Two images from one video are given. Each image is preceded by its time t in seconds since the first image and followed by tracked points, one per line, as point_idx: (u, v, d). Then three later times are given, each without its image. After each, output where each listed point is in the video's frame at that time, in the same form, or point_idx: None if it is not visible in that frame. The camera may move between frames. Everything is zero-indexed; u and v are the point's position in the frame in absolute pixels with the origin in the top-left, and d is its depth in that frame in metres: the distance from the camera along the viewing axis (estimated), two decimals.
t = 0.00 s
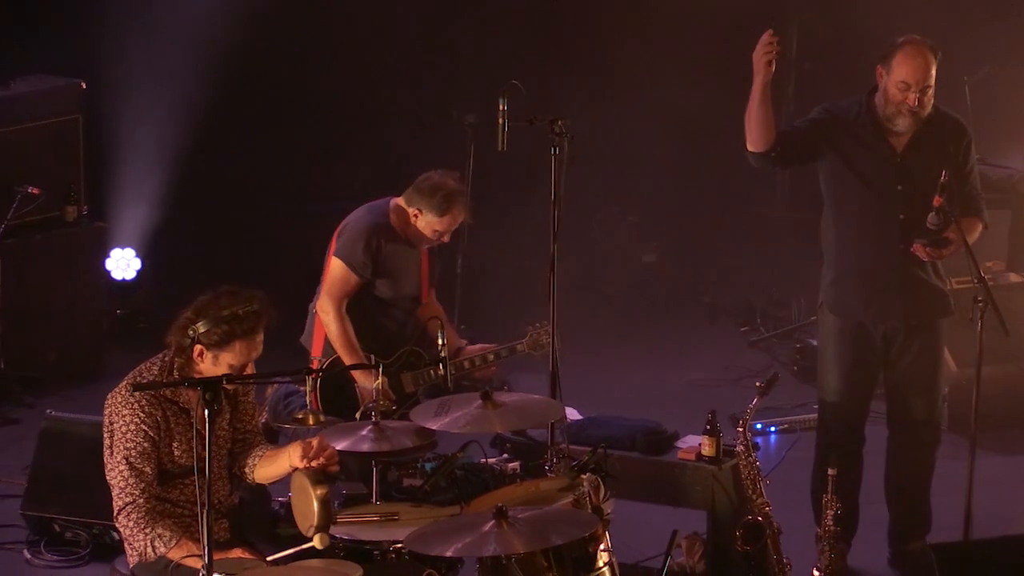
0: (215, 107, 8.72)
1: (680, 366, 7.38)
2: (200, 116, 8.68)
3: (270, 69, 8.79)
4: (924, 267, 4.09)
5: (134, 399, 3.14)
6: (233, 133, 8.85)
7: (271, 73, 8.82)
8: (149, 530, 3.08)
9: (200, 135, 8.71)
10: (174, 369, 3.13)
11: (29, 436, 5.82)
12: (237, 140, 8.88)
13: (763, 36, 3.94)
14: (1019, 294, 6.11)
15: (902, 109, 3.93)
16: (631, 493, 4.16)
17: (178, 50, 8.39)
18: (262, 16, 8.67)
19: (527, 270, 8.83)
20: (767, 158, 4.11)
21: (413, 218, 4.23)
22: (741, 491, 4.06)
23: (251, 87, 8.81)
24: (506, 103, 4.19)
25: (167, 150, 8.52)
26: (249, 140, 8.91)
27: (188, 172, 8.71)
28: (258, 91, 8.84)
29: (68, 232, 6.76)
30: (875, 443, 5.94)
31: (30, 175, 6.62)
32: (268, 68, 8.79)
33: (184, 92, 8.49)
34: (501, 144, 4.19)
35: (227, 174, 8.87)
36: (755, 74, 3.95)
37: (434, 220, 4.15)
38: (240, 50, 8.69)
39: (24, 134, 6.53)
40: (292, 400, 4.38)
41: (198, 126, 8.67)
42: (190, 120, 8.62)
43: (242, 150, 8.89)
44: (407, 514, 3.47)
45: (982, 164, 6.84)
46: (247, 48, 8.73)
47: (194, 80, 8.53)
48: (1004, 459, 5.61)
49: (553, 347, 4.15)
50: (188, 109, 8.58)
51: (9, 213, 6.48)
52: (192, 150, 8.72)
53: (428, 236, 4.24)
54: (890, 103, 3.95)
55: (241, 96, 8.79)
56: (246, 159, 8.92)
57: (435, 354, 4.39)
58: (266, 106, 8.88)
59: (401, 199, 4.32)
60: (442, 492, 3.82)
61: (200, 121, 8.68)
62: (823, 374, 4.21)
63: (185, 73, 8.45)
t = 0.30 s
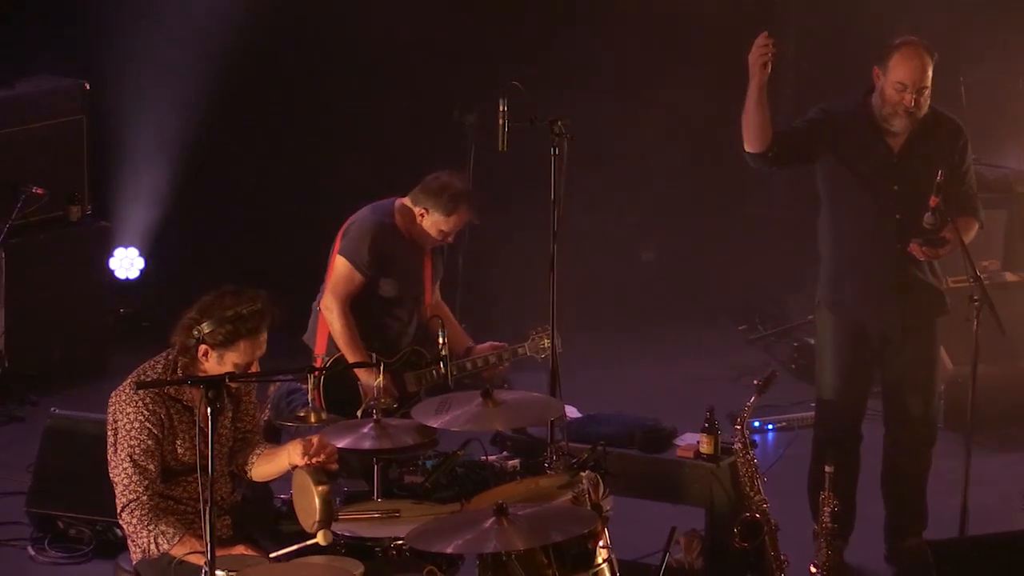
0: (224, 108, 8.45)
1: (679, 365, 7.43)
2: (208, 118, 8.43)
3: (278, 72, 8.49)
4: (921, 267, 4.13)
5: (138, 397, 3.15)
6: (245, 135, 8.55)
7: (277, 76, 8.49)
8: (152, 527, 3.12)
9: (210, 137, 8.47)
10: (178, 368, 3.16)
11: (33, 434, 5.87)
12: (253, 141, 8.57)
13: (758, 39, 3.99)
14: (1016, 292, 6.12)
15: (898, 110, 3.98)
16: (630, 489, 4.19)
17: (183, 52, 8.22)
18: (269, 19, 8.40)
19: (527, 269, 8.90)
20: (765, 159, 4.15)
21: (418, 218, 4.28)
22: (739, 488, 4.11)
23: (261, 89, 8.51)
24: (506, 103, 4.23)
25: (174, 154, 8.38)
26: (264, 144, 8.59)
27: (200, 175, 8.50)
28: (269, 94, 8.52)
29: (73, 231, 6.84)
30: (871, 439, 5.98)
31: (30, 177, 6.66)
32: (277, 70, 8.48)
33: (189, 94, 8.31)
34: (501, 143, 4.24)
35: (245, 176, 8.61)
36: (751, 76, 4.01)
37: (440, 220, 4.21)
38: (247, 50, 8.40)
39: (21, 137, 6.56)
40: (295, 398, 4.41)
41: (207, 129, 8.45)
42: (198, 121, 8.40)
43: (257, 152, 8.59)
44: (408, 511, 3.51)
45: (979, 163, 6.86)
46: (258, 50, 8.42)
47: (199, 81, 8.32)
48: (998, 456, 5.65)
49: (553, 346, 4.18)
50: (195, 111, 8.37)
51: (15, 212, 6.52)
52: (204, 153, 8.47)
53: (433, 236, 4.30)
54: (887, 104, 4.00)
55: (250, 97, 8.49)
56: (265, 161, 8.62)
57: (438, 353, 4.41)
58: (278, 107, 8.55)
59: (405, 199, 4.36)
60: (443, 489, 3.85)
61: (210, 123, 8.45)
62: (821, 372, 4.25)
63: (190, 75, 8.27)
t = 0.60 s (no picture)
0: (224, 105, 8.51)
1: (677, 357, 7.48)
2: (208, 114, 8.48)
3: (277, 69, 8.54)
4: (915, 258, 4.17)
5: (141, 387, 3.18)
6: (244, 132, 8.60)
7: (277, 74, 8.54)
8: (155, 516, 3.15)
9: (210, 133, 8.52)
10: (180, 358, 3.20)
11: (36, 425, 5.92)
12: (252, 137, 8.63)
13: (753, 34, 4.01)
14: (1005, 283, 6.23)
15: (892, 104, 4.02)
16: (626, 478, 4.23)
17: (184, 49, 8.23)
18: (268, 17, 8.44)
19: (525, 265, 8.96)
20: (760, 152, 4.20)
21: (422, 212, 4.32)
22: (735, 478, 4.15)
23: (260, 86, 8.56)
24: (504, 97, 4.25)
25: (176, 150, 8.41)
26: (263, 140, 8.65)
27: (199, 171, 8.55)
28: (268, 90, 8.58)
29: (76, 225, 6.89)
30: (865, 431, 6.04)
31: (32, 172, 6.70)
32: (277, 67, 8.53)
33: (190, 91, 8.34)
34: (500, 139, 4.27)
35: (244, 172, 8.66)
36: (747, 70, 4.04)
37: (442, 214, 4.25)
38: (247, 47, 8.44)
39: (22, 131, 6.61)
40: (297, 389, 4.46)
41: (207, 126, 8.50)
42: (198, 117, 8.44)
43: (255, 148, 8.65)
44: (408, 500, 3.54)
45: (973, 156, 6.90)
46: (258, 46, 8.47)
47: (200, 78, 8.36)
48: (992, 446, 5.71)
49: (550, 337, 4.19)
50: (195, 108, 8.40)
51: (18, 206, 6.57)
52: (204, 149, 8.52)
53: (436, 229, 4.34)
54: (881, 98, 4.04)
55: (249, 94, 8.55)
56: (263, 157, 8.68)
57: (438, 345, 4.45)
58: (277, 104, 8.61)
59: (408, 192, 4.39)
60: (442, 479, 3.88)
61: (210, 119, 8.50)
62: (816, 363, 4.29)
63: (191, 72, 8.29)
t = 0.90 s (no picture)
0: (221, 104, 8.47)
1: (673, 353, 7.53)
2: (205, 113, 8.43)
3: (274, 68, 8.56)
4: (908, 255, 4.21)
5: (140, 381, 3.21)
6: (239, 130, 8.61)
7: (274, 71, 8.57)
8: (155, 510, 3.19)
9: (206, 132, 8.48)
10: (179, 353, 3.23)
11: (38, 421, 5.96)
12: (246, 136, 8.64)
13: (749, 33, 4.05)
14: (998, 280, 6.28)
15: (886, 102, 4.05)
16: (622, 473, 4.26)
17: (184, 48, 8.18)
18: (267, 14, 8.45)
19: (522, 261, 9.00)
20: (756, 150, 4.22)
21: (420, 209, 4.35)
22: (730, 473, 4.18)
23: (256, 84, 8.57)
24: (502, 95, 4.30)
25: (173, 149, 8.34)
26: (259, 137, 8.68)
27: (195, 171, 8.48)
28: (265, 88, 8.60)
29: (76, 222, 6.92)
30: (859, 427, 6.09)
31: (32, 170, 6.73)
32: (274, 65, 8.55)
33: (190, 89, 8.28)
34: (498, 137, 4.31)
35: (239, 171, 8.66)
36: (743, 69, 4.07)
37: (441, 212, 4.29)
38: (246, 46, 8.43)
39: (21, 128, 6.61)
40: (295, 384, 4.49)
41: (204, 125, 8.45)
42: (196, 116, 8.39)
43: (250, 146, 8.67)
44: (406, 495, 3.56)
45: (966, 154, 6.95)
46: (256, 46, 8.47)
47: (199, 76, 8.30)
48: (985, 440, 5.76)
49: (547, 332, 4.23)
50: (193, 106, 8.35)
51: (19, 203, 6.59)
52: (200, 148, 8.47)
53: (434, 226, 4.38)
54: (875, 96, 4.08)
55: (246, 93, 8.54)
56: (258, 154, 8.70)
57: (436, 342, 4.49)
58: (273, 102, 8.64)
59: (407, 189, 4.42)
60: (439, 475, 3.91)
61: (207, 118, 8.45)
62: (811, 359, 4.33)
63: (191, 71, 8.24)
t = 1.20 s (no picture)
0: (222, 103, 8.58)
1: (671, 346, 7.57)
2: (206, 111, 8.55)
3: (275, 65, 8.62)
4: (903, 250, 4.25)
5: (142, 374, 3.24)
6: (239, 126, 8.66)
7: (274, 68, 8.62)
8: (158, 501, 3.21)
9: (207, 130, 8.58)
10: (181, 346, 3.27)
11: (42, 413, 6.00)
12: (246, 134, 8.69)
13: (748, 29, 4.11)
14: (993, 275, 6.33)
15: (882, 98, 4.09)
16: (620, 465, 4.32)
17: (183, 46, 8.38)
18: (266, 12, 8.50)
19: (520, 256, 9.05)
20: (753, 145, 4.28)
21: (419, 204, 4.39)
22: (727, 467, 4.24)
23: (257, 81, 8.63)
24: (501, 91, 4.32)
25: (174, 146, 8.51)
26: (258, 134, 8.71)
27: (196, 167, 8.60)
28: (265, 85, 8.65)
29: (79, 216, 6.95)
30: (856, 420, 6.15)
31: (35, 164, 6.76)
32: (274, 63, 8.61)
33: (189, 88, 8.45)
34: (497, 133, 4.36)
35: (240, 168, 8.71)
36: (740, 65, 4.12)
37: (439, 207, 4.32)
38: (246, 46, 8.54)
39: (25, 125, 6.64)
40: (296, 377, 4.53)
41: (204, 123, 8.56)
42: (197, 115, 8.53)
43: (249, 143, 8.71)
44: (406, 487, 3.57)
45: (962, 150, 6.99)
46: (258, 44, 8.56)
47: (200, 75, 8.46)
48: (980, 433, 5.80)
49: (546, 327, 4.26)
50: (195, 104, 8.49)
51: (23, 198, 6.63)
52: (201, 146, 8.59)
53: (434, 221, 4.42)
54: (871, 92, 4.11)
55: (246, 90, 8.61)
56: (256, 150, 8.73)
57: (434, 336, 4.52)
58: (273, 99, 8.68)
59: (406, 184, 4.45)
60: (439, 467, 3.94)
61: (207, 117, 8.56)
62: (807, 352, 4.37)
63: (191, 70, 8.42)
